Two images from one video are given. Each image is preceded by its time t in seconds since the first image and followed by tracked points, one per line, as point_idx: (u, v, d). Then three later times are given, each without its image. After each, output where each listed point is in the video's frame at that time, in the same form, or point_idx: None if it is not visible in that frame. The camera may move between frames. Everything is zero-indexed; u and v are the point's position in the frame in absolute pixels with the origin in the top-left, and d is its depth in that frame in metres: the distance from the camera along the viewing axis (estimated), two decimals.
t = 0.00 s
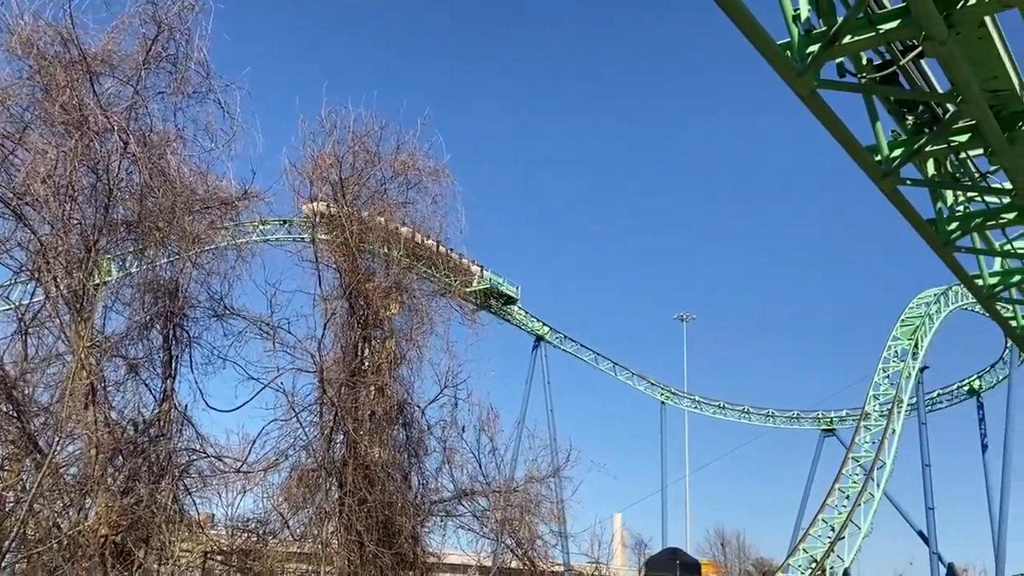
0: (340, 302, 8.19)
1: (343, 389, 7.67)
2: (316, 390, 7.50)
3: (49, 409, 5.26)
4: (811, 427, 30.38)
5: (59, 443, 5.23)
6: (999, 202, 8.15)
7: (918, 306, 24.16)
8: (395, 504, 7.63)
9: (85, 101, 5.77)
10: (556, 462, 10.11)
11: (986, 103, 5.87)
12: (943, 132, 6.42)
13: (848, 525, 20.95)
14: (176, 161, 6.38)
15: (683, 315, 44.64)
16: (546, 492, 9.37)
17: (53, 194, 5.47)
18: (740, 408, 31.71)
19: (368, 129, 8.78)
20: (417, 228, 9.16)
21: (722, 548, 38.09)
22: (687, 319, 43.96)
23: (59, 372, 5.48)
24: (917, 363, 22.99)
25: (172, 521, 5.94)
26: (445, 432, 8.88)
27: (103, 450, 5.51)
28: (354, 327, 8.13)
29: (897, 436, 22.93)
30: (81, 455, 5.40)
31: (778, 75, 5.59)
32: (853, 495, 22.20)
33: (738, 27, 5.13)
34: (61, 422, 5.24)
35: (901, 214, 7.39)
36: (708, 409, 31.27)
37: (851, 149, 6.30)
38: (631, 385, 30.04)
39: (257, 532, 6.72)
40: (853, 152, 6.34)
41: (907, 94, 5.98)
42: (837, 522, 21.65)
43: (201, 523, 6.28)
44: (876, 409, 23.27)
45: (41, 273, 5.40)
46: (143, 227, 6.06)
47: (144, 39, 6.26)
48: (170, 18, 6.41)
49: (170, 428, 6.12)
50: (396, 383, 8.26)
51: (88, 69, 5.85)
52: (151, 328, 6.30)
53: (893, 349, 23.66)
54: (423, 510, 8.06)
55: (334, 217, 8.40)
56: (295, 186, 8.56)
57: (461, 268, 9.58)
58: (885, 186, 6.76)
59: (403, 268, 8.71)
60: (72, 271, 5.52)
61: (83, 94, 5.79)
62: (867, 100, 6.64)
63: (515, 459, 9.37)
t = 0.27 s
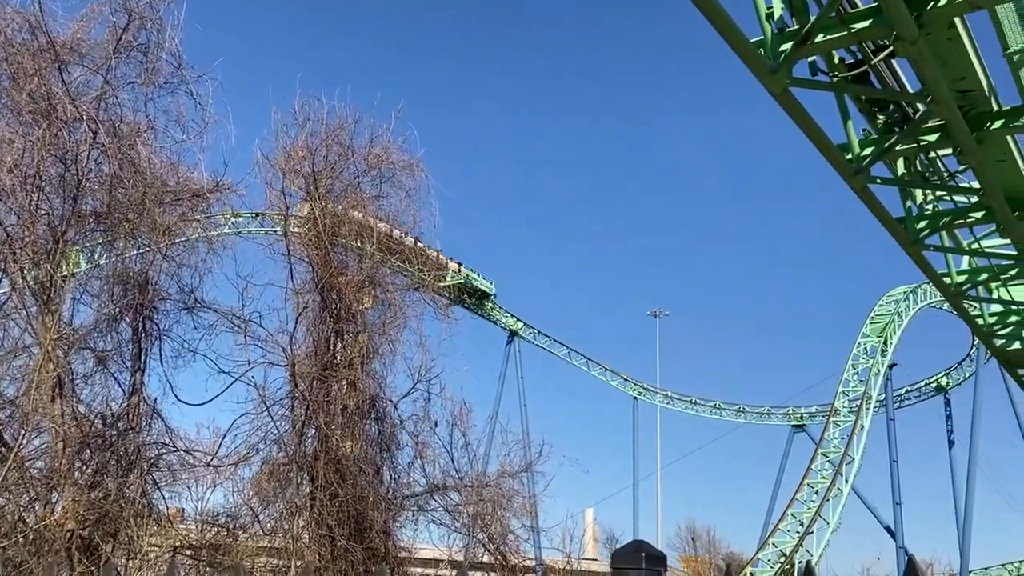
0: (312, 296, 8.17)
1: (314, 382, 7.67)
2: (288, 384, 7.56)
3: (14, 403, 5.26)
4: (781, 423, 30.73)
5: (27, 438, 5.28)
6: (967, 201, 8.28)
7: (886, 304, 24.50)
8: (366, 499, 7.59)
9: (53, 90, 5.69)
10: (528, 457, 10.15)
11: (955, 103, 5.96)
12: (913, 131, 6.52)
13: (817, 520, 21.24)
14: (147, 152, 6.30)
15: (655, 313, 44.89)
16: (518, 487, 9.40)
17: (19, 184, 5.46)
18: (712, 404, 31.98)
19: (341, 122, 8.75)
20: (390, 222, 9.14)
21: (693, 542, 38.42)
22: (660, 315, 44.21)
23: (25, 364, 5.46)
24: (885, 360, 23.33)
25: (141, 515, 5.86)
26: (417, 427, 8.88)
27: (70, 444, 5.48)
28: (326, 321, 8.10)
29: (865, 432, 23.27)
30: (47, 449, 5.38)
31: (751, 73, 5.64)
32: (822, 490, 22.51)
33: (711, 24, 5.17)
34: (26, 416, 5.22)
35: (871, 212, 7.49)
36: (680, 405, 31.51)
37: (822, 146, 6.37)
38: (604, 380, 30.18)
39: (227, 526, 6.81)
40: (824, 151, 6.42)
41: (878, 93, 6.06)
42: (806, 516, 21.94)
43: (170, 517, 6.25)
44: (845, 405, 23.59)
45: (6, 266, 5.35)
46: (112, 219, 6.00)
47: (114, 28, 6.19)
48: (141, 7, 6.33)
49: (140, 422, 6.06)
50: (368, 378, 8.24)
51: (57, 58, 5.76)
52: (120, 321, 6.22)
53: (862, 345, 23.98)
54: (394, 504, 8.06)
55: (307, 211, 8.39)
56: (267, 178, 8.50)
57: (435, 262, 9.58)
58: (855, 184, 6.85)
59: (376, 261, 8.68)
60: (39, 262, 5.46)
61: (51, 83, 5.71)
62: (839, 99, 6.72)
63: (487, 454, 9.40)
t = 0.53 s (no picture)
0: (290, 289, 8.13)
1: (292, 375, 7.65)
2: (266, 377, 7.52)
3: None
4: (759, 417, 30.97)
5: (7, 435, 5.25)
6: (942, 198, 8.40)
7: (863, 300, 24.77)
8: (344, 492, 7.58)
9: (26, 79, 5.61)
10: (507, 451, 10.17)
11: (931, 101, 6.04)
12: (890, 128, 6.60)
13: (793, 514, 21.46)
14: (124, 144, 6.16)
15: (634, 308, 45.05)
16: (497, 481, 9.43)
17: None
18: (690, 399, 32.16)
19: (320, 114, 8.71)
20: (370, 215, 9.11)
21: (670, 536, 38.64)
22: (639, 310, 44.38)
23: None
24: (862, 355, 23.59)
25: (116, 510, 5.81)
26: (396, 421, 8.88)
27: (44, 437, 5.40)
28: (304, 315, 8.07)
29: (842, 427, 23.51)
30: (21, 443, 5.31)
31: (731, 69, 5.68)
32: (798, 484, 22.74)
33: (691, 19, 5.20)
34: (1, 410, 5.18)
35: (847, 207, 7.57)
36: (659, 399, 31.65)
37: (800, 142, 6.43)
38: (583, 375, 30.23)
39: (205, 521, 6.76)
40: (802, 147, 6.48)
41: (856, 90, 6.13)
42: (782, 510, 22.15)
43: (146, 511, 6.21)
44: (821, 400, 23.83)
45: None
46: (88, 211, 5.89)
47: (90, 17, 6.12)
48: None
49: (115, 416, 6.02)
50: (347, 371, 8.23)
51: (31, 47, 5.67)
52: (96, 314, 6.18)
53: (838, 341, 24.22)
54: (372, 498, 8.05)
55: (285, 203, 8.36)
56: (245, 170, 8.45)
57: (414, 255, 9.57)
58: (833, 180, 6.93)
59: (355, 255, 8.66)
60: (13, 254, 5.42)
61: (26, 71, 5.63)
62: (817, 95, 6.78)
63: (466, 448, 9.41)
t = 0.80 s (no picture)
0: (274, 282, 8.08)
1: (276, 369, 7.62)
2: (249, 371, 7.48)
3: None
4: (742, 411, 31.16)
5: None
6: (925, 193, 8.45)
7: (846, 295, 24.96)
8: (329, 486, 7.58)
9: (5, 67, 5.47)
10: (493, 445, 10.19)
11: (915, 96, 6.08)
12: (873, 123, 6.64)
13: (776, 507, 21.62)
14: (106, 135, 6.07)
15: (619, 302, 45.17)
16: (481, 474, 9.45)
17: None
18: (674, 392, 32.30)
19: (304, 106, 8.67)
20: (353, 208, 9.09)
21: (654, 530, 38.83)
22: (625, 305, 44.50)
23: None
24: (845, 350, 23.76)
25: (98, 503, 5.79)
26: (381, 415, 8.87)
27: (25, 431, 5.35)
28: (288, 308, 8.04)
29: (824, 420, 23.68)
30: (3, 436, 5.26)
31: (715, 63, 5.70)
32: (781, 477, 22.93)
33: (677, 13, 5.21)
34: None
35: (831, 202, 7.61)
36: (643, 393, 31.78)
37: (785, 136, 6.46)
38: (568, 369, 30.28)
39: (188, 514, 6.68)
40: (787, 141, 6.52)
41: (840, 84, 6.16)
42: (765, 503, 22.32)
43: (129, 505, 6.19)
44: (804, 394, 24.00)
45: None
46: (69, 202, 5.83)
47: (71, 7, 6.06)
48: None
49: (97, 409, 5.99)
50: (331, 365, 8.21)
51: (11, 36, 5.57)
52: (78, 306, 6.14)
53: (822, 335, 24.38)
54: (357, 492, 8.05)
55: (269, 196, 8.33)
56: (228, 162, 8.40)
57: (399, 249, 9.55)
58: (817, 174, 6.98)
59: (339, 248, 8.64)
60: None
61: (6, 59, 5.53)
62: (801, 90, 6.81)
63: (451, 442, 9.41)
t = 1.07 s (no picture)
0: (263, 276, 8.05)
1: (265, 362, 7.60)
2: (238, 364, 7.45)
3: None
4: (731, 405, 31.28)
5: None
6: (913, 187, 8.49)
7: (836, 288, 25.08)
8: (318, 479, 7.57)
9: None
10: (482, 438, 10.21)
11: (904, 89, 6.10)
12: (862, 117, 6.66)
13: (765, 500, 21.74)
14: (94, 127, 6.04)
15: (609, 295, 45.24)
16: (471, 467, 9.46)
17: None
18: (664, 386, 32.39)
19: (293, 99, 8.64)
20: (343, 201, 9.07)
21: (643, 523, 38.99)
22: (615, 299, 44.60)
23: None
24: (833, 343, 23.87)
25: (86, 497, 5.77)
26: (371, 408, 8.87)
27: (13, 424, 5.32)
28: (276, 301, 8.02)
29: (813, 414, 23.79)
30: None
31: (705, 55, 5.70)
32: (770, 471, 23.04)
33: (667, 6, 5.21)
34: None
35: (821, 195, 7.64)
36: (632, 386, 31.85)
37: (774, 129, 6.47)
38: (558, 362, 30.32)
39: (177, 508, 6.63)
40: (777, 134, 6.53)
41: (830, 78, 6.17)
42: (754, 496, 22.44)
43: (117, 499, 6.17)
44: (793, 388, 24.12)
45: None
46: (57, 195, 5.80)
47: None
48: None
49: (86, 402, 5.97)
50: (321, 358, 8.19)
51: None
52: (66, 299, 6.11)
53: (811, 329, 24.49)
54: (346, 485, 8.05)
55: (258, 189, 8.30)
56: (217, 155, 8.37)
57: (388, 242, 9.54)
58: (806, 168, 6.99)
59: (329, 241, 8.61)
60: None
61: None
62: (791, 83, 6.82)
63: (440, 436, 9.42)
